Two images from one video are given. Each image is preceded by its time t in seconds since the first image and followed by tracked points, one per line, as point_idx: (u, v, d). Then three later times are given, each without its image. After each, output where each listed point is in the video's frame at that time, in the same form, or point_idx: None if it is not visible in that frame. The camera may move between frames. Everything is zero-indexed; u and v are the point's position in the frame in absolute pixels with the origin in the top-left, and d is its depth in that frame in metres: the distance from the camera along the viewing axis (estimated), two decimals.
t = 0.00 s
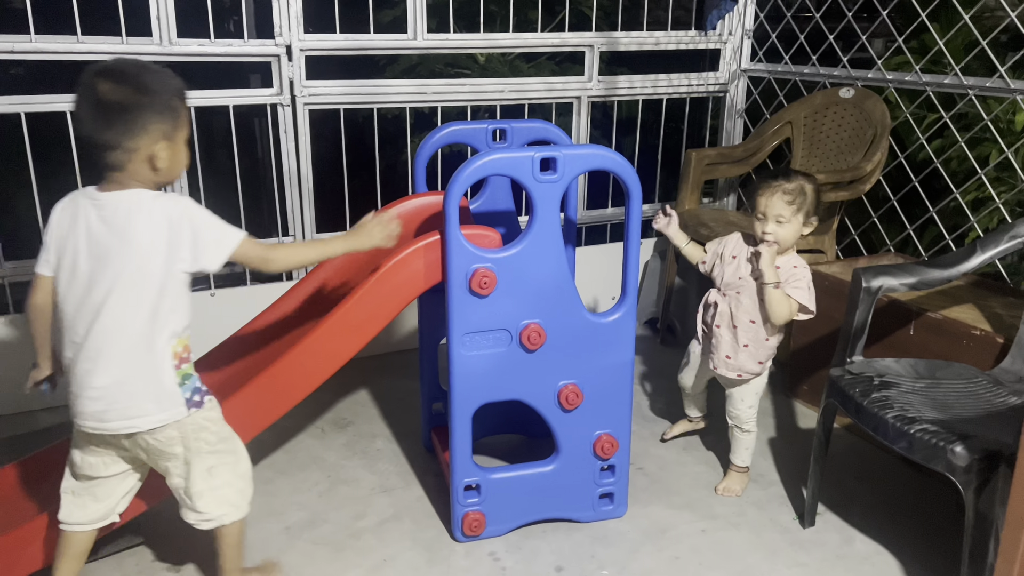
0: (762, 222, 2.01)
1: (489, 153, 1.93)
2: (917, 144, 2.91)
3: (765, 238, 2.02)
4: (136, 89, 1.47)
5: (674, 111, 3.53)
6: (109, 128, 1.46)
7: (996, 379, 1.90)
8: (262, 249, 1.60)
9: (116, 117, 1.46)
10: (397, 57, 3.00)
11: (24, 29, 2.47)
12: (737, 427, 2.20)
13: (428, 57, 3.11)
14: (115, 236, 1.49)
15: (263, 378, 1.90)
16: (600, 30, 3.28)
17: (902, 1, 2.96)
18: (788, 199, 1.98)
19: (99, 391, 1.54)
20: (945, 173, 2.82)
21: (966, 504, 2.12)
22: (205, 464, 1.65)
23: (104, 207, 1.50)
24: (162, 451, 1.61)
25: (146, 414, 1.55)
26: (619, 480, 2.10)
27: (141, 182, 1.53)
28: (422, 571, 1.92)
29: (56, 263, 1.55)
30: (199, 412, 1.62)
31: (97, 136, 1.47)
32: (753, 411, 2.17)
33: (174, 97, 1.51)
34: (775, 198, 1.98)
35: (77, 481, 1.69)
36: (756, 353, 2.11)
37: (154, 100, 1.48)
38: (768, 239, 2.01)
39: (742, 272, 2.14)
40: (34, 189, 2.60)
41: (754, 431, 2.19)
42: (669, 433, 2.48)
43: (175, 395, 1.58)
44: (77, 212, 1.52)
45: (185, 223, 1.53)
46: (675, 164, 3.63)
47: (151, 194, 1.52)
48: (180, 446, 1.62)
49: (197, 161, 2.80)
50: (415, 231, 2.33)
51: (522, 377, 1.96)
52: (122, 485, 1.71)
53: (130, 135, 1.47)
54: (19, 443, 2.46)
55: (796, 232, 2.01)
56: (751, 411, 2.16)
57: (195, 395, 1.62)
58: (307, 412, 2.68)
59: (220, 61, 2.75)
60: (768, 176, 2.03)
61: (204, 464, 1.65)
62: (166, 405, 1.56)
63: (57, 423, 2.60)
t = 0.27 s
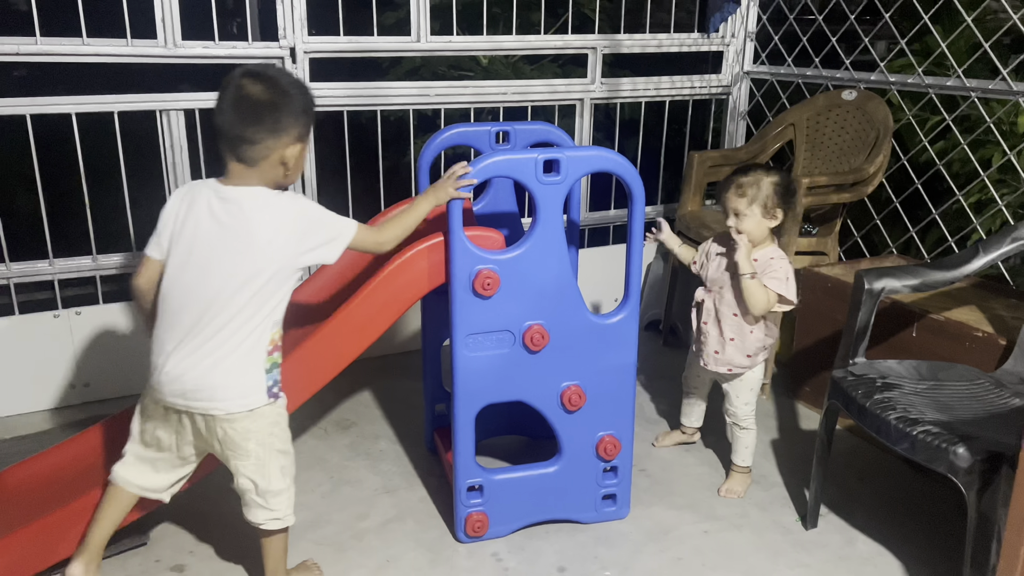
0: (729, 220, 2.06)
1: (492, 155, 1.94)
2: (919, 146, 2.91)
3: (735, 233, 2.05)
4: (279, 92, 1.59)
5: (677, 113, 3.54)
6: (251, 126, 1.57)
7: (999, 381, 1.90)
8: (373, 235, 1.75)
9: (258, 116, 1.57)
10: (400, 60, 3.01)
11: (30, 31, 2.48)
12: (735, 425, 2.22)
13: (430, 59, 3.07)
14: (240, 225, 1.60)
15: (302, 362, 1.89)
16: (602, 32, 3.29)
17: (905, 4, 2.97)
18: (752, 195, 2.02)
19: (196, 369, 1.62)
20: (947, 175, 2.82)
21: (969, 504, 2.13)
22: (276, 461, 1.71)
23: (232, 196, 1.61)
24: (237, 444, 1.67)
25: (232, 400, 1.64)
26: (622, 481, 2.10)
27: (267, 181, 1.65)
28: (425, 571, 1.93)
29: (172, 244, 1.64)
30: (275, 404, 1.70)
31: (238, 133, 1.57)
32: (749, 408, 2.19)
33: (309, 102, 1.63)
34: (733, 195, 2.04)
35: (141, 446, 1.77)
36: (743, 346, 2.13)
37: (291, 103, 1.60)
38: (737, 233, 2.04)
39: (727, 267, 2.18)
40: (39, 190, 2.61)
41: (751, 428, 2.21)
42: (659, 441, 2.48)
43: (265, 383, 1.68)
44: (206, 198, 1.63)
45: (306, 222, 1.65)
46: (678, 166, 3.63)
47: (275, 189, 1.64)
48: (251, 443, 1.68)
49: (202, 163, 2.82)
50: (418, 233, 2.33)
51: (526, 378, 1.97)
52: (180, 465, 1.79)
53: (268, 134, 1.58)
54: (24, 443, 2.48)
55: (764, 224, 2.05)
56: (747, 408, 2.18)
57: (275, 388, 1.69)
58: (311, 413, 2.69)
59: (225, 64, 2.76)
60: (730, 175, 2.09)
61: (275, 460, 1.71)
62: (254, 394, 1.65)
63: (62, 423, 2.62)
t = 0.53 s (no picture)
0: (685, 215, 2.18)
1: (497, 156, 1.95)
2: (922, 148, 2.91)
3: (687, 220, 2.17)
4: (335, 89, 1.63)
5: (680, 115, 3.54)
6: (309, 123, 1.60)
7: (1001, 384, 1.90)
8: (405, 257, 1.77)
9: (317, 113, 1.61)
10: (403, 61, 3.02)
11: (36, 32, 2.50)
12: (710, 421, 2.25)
13: (434, 61, 3.10)
14: (297, 228, 1.63)
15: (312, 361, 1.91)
16: (606, 34, 3.29)
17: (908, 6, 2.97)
18: (701, 192, 2.13)
19: (243, 360, 1.67)
20: (950, 177, 2.83)
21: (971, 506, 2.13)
22: (300, 455, 1.75)
23: (292, 198, 1.64)
24: (271, 435, 1.72)
25: (273, 395, 1.68)
26: (625, 482, 2.11)
27: (320, 178, 1.68)
28: (428, 571, 1.94)
29: (230, 237, 1.68)
30: (309, 401, 1.75)
31: (295, 129, 1.61)
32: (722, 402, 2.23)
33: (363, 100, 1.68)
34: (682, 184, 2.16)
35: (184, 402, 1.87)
36: (699, 332, 2.20)
37: (344, 101, 1.63)
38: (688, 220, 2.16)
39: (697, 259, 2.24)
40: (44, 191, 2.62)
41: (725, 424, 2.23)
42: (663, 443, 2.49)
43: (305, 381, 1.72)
44: (262, 195, 1.66)
45: (359, 229, 1.68)
46: (681, 168, 3.64)
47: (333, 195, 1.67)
48: (285, 435, 1.72)
49: (207, 164, 2.83)
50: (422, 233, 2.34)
51: (529, 378, 1.97)
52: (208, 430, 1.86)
53: (324, 130, 1.62)
54: (29, 442, 2.49)
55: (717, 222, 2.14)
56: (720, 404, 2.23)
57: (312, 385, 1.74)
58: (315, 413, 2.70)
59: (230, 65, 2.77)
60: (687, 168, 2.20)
61: (301, 455, 1.75)
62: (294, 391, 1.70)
63: (66, 423, 2.63)
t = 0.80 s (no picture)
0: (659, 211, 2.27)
1: (500, 157, 1.95)
2: (926, 151, 2.91)
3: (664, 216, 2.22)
4: (358, 84, 1.65)
5: (683, 116, 3.55)
6: (331, 117, 1.62)
7: (1004, 386, 1.90)
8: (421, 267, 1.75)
9: (339, 107, 1.62)
10: (407, 63, 3.03)
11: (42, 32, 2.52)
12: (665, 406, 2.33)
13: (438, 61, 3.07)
14: (326, 222, 1.64)
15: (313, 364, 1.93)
16: (610, 36, 3.30)
17: (913, 8, 2.95)
18: (672, 192, 2.18)
19: (273, 354, 1.68)
20: (954, 180, 2.83)
21: (974, 508, 2.13)
22: (328, 442, 1.78)
23: (319, 192, 1.64)
24: (305, 422, 1.73)
25: (305, 386, 1.69)
26: (628, 484, 2.11)
27: (340, 172, 1.70)
28: (431, 571, 1.94)
29: (256, 231, 1.68)
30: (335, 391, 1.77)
31: (317, 123, 1.62)
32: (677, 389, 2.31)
33: (385, 95, 1.69)
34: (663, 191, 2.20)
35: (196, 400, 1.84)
36: (683, 326, 2.31)
37: (366, 94, 1.65)
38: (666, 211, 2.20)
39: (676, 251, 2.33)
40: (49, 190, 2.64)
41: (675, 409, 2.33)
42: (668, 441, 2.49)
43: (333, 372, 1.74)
44: (286, 189, 1.67)
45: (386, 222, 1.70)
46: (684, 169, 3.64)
47: (358, 189, 1.68)
48: (317, 421, 1.74)
49: (211, 164, 2.83)
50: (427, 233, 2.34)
51: (532, 379, 1.98)
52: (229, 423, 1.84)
53: (345, 124, 1.63)
54: (33, 441, 2.50)
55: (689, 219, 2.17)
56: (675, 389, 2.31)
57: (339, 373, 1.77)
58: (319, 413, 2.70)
59: (235, 66, 2.78)
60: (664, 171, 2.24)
61: (330, 441, 1.78)
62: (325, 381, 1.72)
63: (71, 421, 2.64)
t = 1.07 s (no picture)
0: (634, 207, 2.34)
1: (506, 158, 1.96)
2: (931, 155, 2.91)
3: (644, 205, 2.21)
4: (371, 93, 1.64)
5: (688, 119, 3.55)
6: (337, 121, 1.62)
7: (1008, 391, 1.89)
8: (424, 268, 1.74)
9: (347, 112, 1.62)
10: (413, 64, 3.03)
11: (50, 32, 2.53)
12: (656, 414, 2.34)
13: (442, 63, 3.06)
14: (328, 220, 1.63)
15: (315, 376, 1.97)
16: (615, 38, 3.31)
17: (918, 12, 2.95)
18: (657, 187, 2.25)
19: (278, 352, 1.69)
20: (958, 184, 2.83)
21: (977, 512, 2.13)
22: (335, 442, 1.79)
23: (321, 191, 1.64)
24: (312, 421, 1.74)
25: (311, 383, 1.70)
26: (631, 485, 2.11)
27: (342, 175, 1.69)
28: (434, 571, 1.94)
29: (258, 228, 1.68)
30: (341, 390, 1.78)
31: (323, 125, 1.62)
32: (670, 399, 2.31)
33: (399, 109, 1.68)
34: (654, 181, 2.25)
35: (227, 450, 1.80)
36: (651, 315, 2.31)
37: (380, 103, 1.64)
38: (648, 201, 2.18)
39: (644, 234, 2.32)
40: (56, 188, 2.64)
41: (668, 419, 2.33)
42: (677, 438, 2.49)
43: (339, 369, 1.75)
44: (286, 187, 1.67)
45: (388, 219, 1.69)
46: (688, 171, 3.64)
47: (360, 187, 1.67)
48: (324, 420, 1.76)
49: (217, 164, 2.84)
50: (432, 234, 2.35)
51: (536, 380, 1.98)
52: (264, 457, 1.82)
53: (351, 131, 1.63)
54: (38, 439, 2.51)
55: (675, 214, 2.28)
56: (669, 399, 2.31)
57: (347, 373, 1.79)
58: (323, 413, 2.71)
59: (242, 66, 2.79)
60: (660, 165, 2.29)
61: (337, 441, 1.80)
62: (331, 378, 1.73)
63: (76, 420, 2.65)
